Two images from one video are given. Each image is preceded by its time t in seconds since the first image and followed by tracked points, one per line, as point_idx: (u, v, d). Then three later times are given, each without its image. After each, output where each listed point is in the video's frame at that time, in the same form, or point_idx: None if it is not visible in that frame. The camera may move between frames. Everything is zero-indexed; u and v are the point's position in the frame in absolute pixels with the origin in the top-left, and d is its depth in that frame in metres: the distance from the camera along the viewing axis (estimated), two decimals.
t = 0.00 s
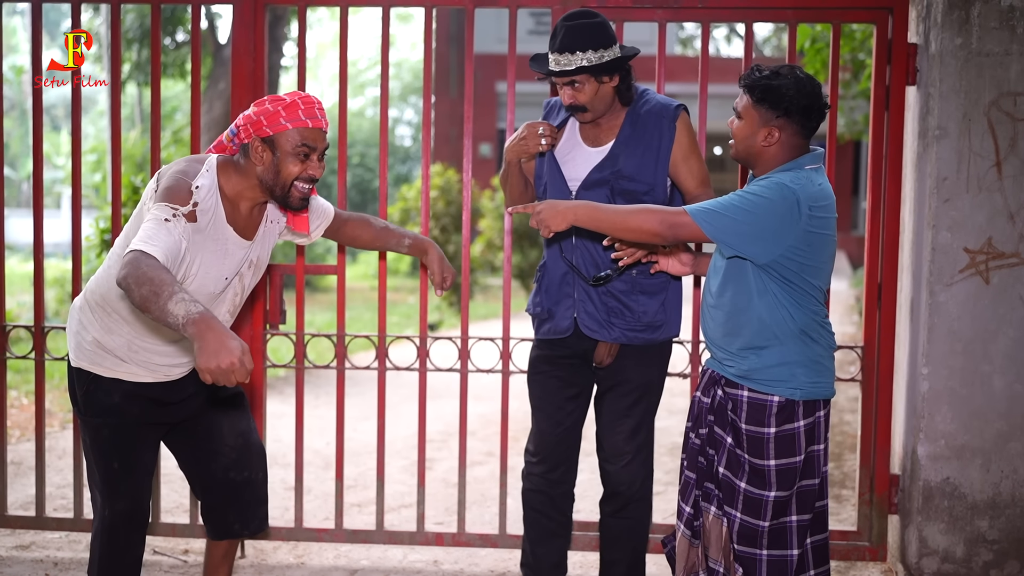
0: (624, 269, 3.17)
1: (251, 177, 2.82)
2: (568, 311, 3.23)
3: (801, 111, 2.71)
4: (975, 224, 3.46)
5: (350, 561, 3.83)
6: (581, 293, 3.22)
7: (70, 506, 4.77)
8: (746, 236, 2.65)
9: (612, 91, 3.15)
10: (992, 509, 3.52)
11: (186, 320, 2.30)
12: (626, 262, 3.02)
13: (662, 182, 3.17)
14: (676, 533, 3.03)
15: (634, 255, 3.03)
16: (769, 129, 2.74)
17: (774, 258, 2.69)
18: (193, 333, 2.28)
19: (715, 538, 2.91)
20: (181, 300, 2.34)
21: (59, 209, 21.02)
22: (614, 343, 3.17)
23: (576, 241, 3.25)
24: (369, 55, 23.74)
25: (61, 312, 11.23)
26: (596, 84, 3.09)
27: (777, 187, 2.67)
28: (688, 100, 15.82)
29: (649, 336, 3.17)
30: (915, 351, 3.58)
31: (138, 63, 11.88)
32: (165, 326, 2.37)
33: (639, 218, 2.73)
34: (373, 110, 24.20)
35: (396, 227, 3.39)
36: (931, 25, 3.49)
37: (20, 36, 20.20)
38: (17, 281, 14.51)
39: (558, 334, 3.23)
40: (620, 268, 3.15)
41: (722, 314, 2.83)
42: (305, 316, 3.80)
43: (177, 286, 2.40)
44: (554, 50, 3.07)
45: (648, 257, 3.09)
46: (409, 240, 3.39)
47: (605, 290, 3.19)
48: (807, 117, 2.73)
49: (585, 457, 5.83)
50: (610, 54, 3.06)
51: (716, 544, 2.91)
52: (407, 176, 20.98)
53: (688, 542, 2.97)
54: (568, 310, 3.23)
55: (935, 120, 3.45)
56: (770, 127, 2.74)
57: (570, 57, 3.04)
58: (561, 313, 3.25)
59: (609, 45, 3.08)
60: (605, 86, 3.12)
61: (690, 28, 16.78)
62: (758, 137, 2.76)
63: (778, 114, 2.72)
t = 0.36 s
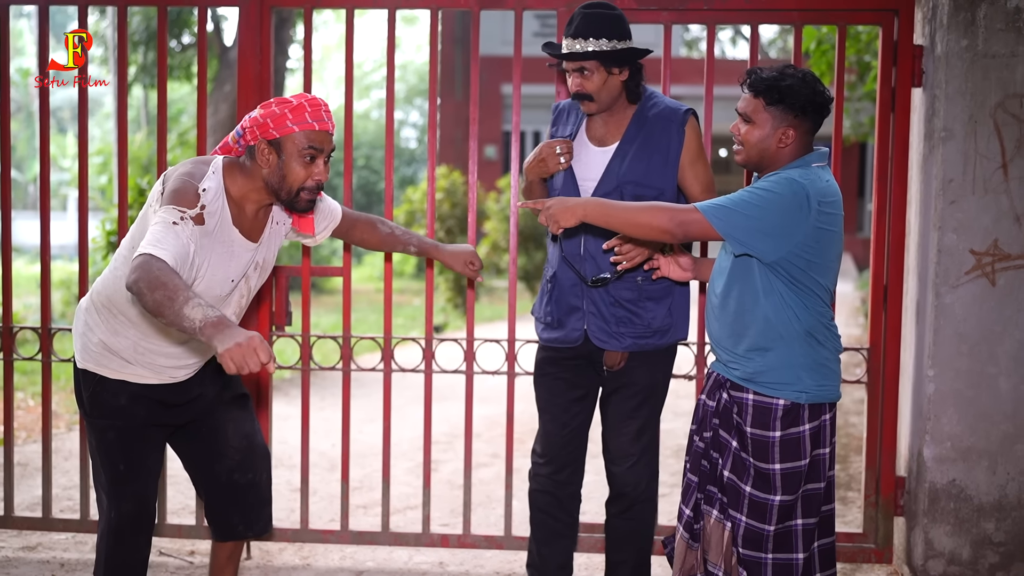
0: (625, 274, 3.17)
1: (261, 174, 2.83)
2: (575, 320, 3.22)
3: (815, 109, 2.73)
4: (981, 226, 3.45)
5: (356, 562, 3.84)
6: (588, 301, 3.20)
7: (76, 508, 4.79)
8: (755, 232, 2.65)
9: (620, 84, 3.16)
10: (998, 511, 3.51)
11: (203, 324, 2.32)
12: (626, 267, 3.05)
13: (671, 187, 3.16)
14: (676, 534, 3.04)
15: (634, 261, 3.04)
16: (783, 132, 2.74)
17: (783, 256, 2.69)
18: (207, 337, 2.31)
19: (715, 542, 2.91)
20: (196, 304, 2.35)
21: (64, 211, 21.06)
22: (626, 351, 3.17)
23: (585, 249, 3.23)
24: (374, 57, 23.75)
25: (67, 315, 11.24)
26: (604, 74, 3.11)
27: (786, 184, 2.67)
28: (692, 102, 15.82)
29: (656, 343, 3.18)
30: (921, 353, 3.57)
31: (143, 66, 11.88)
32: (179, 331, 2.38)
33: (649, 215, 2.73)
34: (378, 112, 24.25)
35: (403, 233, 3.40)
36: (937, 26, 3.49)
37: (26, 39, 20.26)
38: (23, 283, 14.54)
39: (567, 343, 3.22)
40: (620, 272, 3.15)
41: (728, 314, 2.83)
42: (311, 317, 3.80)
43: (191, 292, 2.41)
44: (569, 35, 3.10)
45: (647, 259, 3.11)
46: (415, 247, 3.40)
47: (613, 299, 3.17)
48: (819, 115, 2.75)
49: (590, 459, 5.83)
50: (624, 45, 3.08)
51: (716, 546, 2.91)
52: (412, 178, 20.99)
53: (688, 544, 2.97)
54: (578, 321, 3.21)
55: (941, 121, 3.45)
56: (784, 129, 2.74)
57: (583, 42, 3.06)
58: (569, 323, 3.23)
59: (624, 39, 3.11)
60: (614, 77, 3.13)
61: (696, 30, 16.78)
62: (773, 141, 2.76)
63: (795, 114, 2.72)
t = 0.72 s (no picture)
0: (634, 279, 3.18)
1: (267, 177, 2.84)
2: (585, 322, 3.23)
3: (818, 111, 2.73)
4: (987, 226, 3.45)
5: (363, 563, 3.85)
6: (597, 304, 3.21)
7: (82, 510, 4.80)
8: (754, 237, 2.66)
9: (627, 82, 3.14)
10: (1006, 511, 3.51)
11: (198, 322, 2.33)
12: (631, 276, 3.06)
13: (682, 193, 3.16)
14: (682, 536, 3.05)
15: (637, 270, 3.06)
16: (787, 134, 2.74)
17: (784, 260, 2.69)
18: (207, 334, 2.30)
19: (720, 543, 2.91)
20: (193, 302, 2.36)
21: (71, 214, 21.13)
22: (634, 355, 3.17)
23: (595, 253, 3.25)
24: (379, 59, 23.79)
25: (73, 316, 11.28)
26: (612, 70, 3.10)
27: (783, 187, 2.68)
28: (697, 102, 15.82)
29: (666, 347, 3.18)
30: (928, 353, 3.57)
31: (149, 68, 11.91)
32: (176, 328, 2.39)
33: (655, 226, 2.73)
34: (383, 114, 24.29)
35: (410, 230, 3.42)
36: (943, 26, 3.49)
37: (31, 41, 20.32)
38: (29, 285, 14.58)
39: (574, 344, 3.23)
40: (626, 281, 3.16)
41: (733, 318, 2.83)
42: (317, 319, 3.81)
43: (187, 290, 2.42)
44: (584, 26, 3.10)
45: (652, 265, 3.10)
46: (425, 242, 3.43)
47: (622, 303, 3.18)
48: (823, 117, 2.75)
49: (596, 459, 5.83)
50: (637, 42, 3.08)
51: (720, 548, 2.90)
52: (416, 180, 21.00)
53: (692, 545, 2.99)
54: (587, 324, 3.22)
55: (947, 121, 3.44)
56: (789, 132, 2.74)
57: (596, 34, 3.06)
58: (578, 325, 3.24)
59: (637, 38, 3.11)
60: (621, 74, 3.11)
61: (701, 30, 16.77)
62: (777, 143, 2.76)
63: (799, 117, 2.73)
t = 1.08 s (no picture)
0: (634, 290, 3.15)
1: (274, 177, 2.85)
2: (582, 327, 3.22)
3: (806, 119, 2.71)
4: (995, 228, 3.44)
5: (371, 564, 3.85)
6: (593, 307, 3.20)
7: (91, 511, 4.82)
8: (808, 283, 2.55)
9: (614, 81, 3.13)
10: (1014, 512, 3.50)
11: (215, 318, 2.35)
12: (636, 286, 3.01)
13: (674, 192, 3.15)
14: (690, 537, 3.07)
15: (643, 279, 3.00)
16: (779, 146, 2.73)
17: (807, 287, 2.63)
18: (223, 331, 2.33)
19: (725, 546, 2.91)
20: (207, 299, 2.38)
21: (79, 216, 21.21)
22: (632, 358, 3.16)
23: (588, 256, 3.19)
24: (386, 61, 23.83)
25: (82, 319, 11.31)
26: (599, 69, 3.09)
27: (825, 216, 2.56)
28: (704, 103, 15.81)
29: (662, 347, 3.18)
30: (935, 354, 3.56)
31: (157, 71, 11.94)
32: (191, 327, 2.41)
33: (785, 341, 2.56)
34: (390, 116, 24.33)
35: (414, 230, 3.46)
36: (950, 27, 3.48)
37: (40, 45, 20.40)
38: (38, 288, 14.63)
39: (572, 350, 3.22)
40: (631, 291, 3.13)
41: (748, 329, 2.81)
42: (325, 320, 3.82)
43: (200, 286, 2.43)
44: (569, 25, 3.09)
45: (657, 274, 3.08)
46: (427, 243, 3.46)
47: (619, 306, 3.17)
48: (811, 121, 2.72)
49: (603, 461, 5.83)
50: (623, 40, 3.08)
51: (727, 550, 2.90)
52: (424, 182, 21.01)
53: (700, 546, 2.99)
54: (584, 329, 3.21)
55: (954, 122, 3.44)
56: (781, 143, 2.72)
57: (582, 33, 3.06)
58: (575, 330, 3.23)
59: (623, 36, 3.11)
60: (608, 72, 3.11)
61: (709, 31, 16.75)
62: (771, 157, 2.74)
63: (787, 128, 2.71)
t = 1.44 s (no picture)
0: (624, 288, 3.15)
1: (285, 181, 2.85)
2: (576, 328, 3.20)
3: (825, 122, 2.70)
4: (1010, 227, 3.42)
5: (382, 567, 3.85)
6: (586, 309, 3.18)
7: (103, 514, 4.84)
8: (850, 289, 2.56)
9: (597, 81, 3.13)
10: None
11: (221, 323, 2.36)
12: (621, 287, 2.97)
13: (660, 188, 3.14)
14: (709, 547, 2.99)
15: (628, 280, 2.97)
16: (794, 146, 2.72)
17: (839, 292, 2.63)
18: (227, 337, 2.34)
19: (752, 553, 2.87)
20: (211, 304, 2.39)
21: (88, 218, 21.30)
22: (629, 358, 3.15)
23: (579, 256, 3.18)
24: (393, 63, 23.86)
25: (93, 321, 11.36)
26: (582, 69, 3.08)
27: (858, 220, 2.57)
28: (713, 103, 15.79)
29: (659, 344, 3.18)
30: (949, 354, 3.54)
31: (166, 74, 11.98)
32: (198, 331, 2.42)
33: (866, 354, 2.60)
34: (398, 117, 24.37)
35: (425, 235, 3.44)
36: (963, 26, 3.46)
37: (50, 48, 20.49)
38: (49, 290, 14.71)
39: (569, 352, 3.20)
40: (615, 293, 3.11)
41: (770, 335, 2.79)
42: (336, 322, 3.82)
43: (206, 289, 2.44)
44: (552, 24, 3.06)
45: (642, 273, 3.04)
46: (437, 248, 3.43)
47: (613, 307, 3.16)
48: (829, 127, 2.72)
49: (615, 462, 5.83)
50: (604, 40, 3.05)
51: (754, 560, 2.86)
52: (432, 183, 21.03)
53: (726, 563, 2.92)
54: (578, 330, 3.19)
55: (968, 121, 3.42)
56: (795, 144, 2.72)
57: (564, 32, 3.04)
58: (569, 332, 3.22)
59: (606, 36, 3.08)
60: (591, 72, 3.10)
61: (718, 31, 16.72)
62: (784, 156, 2.73)
63: (804, 129, 2.70)
